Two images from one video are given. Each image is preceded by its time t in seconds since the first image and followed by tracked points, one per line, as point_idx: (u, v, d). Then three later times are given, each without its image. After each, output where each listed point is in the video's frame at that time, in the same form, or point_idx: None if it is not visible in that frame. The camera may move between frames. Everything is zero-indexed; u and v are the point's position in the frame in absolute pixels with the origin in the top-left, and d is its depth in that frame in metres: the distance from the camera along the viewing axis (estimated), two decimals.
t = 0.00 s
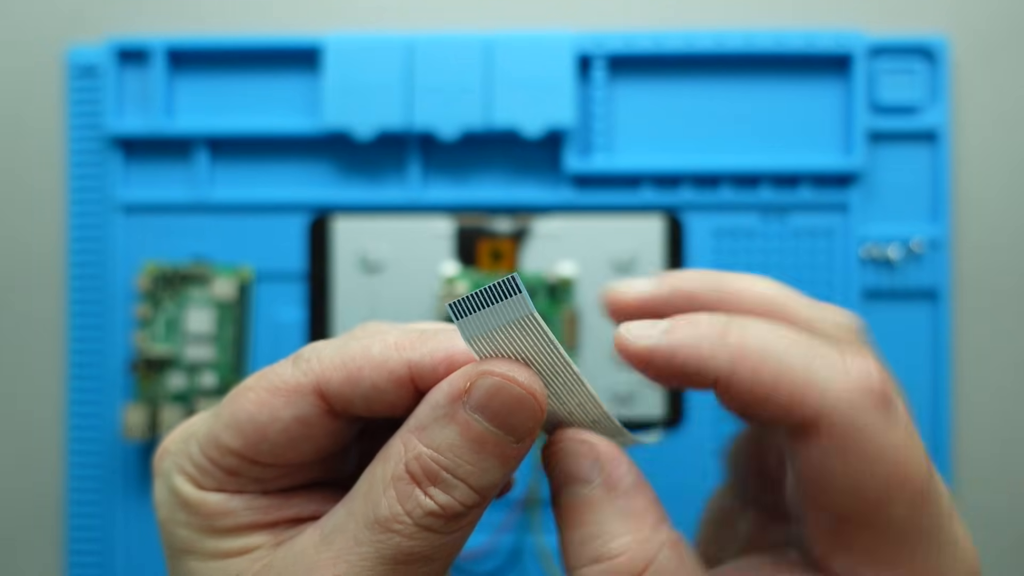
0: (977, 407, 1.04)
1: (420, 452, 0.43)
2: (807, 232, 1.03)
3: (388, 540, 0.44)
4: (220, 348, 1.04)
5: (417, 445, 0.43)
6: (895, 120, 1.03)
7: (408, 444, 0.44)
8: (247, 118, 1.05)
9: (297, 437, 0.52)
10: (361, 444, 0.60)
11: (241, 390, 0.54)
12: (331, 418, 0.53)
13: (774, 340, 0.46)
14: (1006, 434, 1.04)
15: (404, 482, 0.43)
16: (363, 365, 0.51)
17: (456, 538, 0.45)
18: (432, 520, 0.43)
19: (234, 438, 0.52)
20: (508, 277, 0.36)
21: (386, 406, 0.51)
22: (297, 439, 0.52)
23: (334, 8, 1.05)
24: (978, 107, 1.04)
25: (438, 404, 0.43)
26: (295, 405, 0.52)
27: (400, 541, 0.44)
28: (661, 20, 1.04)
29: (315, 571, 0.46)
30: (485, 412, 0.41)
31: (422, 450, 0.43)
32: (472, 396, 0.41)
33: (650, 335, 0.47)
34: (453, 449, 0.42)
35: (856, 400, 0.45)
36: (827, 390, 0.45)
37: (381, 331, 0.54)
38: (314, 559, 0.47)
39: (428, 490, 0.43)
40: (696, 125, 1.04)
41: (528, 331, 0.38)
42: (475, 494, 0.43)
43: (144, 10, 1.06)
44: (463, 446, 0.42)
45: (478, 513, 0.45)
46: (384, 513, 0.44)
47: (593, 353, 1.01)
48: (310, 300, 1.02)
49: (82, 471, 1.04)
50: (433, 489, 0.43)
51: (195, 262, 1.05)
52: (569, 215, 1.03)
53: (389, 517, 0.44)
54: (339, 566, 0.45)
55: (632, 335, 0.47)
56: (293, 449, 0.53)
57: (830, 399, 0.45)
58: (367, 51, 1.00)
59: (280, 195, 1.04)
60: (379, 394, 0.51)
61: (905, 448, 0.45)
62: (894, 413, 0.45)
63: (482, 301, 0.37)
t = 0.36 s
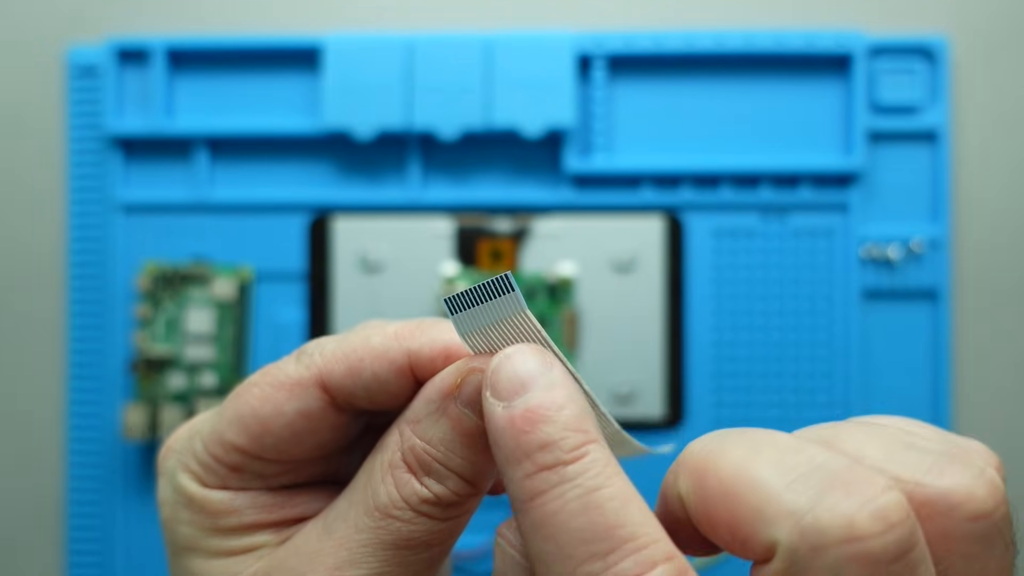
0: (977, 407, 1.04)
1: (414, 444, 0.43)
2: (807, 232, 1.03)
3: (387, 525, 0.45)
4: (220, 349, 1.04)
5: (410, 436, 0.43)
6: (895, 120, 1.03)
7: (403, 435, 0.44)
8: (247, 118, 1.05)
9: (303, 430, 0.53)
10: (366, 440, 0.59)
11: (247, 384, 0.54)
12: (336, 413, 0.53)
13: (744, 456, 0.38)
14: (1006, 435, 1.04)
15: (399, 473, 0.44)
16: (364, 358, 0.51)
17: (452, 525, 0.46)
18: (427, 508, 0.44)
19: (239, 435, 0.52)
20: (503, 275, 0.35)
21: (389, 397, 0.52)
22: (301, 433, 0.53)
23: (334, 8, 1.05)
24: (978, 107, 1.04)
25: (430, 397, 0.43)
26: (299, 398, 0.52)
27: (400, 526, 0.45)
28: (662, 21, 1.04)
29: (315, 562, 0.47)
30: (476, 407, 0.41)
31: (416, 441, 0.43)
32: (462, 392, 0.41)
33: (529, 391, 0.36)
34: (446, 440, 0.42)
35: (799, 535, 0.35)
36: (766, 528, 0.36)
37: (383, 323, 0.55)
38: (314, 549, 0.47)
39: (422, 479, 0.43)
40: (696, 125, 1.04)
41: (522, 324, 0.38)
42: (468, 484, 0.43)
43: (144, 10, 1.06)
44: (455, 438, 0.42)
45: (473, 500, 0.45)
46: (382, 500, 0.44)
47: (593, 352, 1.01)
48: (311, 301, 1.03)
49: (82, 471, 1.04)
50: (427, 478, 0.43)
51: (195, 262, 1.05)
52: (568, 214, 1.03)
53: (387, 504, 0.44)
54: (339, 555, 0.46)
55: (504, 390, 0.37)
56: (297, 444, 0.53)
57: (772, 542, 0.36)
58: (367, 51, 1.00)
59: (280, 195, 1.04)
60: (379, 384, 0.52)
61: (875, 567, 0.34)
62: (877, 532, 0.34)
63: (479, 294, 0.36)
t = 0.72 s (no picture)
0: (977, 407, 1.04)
1: (415, 444, 0.43)
2: (808, 232, 1.03)
3: (388, 525, 0.44)
4: (220, 349, 1.04)
5: (412, 436, 0.43)
6: (895, 121, 1.03)
7: (405, 435, 0.44)
8: (247, 118, 1.05)
9: (304, 429, 0.52)
10: (365, 439, 0.58)
11: (246, 382, 0.54)
12: (337, 412, 0.53)
13: (748, 408, 0.38)
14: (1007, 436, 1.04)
15: (400, 472, 0.44)
16: (364, 357, 0.51)
17: (453, 525, 0.46)
18: (428, 507, 0.44)
19: (239, 433, 0.52)
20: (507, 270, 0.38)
21: (391, 397, 0.52)
22: (302, 432, 0.52)
23: (334, 8, 1.05)
24: (978, 106, 1.04)
25: (431, 398, 0.43)
26: (299, 397, 0.52)
27: (401, 526, 0.44)
28: (662, 21, 1.04)
29: (315, 561, 0.47)
30: (478, 407, 0.41)
31: (417, 441, 0.43)
32: (463, 392, 0.41)
33: (544, 346, 0.36)
34: (447, 440, 0.42)
35: (804, 476, 0.35)
36: (770, 471, 0.36)
37: (383, 323, 0.55)
38: (314, 548, 0.47)
39: (423, 478, 0.43)
40: (696, 125, 1.04)
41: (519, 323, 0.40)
42: (469, 485, 0.43)
43: (144, 10, 1.06)
44: (457, 438, 0.42)
45: (474, 500, 0.45)
46: (382, 500, 0.44)
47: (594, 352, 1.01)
48: (311, 301, 1.03)
49: (82, 471, 1.04)
50: (429, 478, 0.43)
51: (195, 262, 1.05)
52: (569, 214, 1.03)
53: (388, 504, 0.44)
54: (340, 555, 0.46)
55: (520, 345, 0.36)
56: (298, 443, 0.53)
57: (777, 483, 0.35)
58: (366, 51, 1.00)
59: (279, 195, 1.04)
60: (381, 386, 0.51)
61: (879, 505, 0.34)
62: (880, 467, 0.34)
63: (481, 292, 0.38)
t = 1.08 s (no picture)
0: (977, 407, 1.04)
1: (413, 431, 0.43)
2: (808, 232, 1.03)
3: (387, 509, 0.44)
4: (219, 348, 1.04)
5: (410, 423, 0.44)
6: (895, 121, 1.03)
7: (402, 422, 0.44)
8: (247, 117, 1.05)
9: (302, 417, 0.52)
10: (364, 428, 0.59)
11: (246, 371, 0.54)
12: (335, 399, 0.53)
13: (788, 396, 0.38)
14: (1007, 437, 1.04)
15: (399, 459, 0.44)
16: (362, 344, 0.51)
17: (451, 513, 0.45)
18: (426, 493, 0.43)
19: (238, 422, 0.52)
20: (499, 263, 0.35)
21: (389, 382, 0.52)
22: (301, 420, 0.52)
23: (334, 8, 1.05)
24: (978, 106, 1.04)
25: (428, 386, 0.43)
26: (297, 384, 0.52)
27: (400, 510, 0.44)
28: (662, 21, 1.04)
29: (315, 547, 0.46)
30: (473, 394, 0.41)
31: (415, 428, 0.43)
32: (460, 378, 0.41)
33: (609, 337, 0.35)
34: (444, 425, 0.42)
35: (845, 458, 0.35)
36: (837, 434, 0.37)
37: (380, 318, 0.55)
38: (314, 534, 0.46)
39: (421, 464, 0.43)
40: (696, 125, 1.04)
41: (523, 316, 0.37)
42: (467, 470, 0.43)
43: (144, 10, 1.06)
44: (453, 424, 0.42)
45: (472, 488, 0.45)
46: (380, 484, 0.44)
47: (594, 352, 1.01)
48: (311, 300, 1.02)
49: (82, 471, 1.04)
50: (427, 464, 0.43)
51: (195, 263, 1.05)
52: (569, 215, 1.03)
53: (386, 488, 0.44)
54: (340, 539, 0.45)
55: (582, 329, 0.35)
56: (297, 431, 0.53)
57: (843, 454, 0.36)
58: (366, 51, 1.00)
59: (279, 196, 1.04)
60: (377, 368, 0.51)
61: (943, 461, 0.36)
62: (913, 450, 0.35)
63: (477, 284, 0.36)
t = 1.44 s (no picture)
0: (977, 407, 1.04)
1: (441, 451, 0.40)
2: (808, 232, 1.03)
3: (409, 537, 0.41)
4: (219, 348, 1.04)
5: (438, 441, 0.40)
6: (895, 120, 1.02)
7: (426, 443, 0.40)
8: (247, 117, 1.05)
9: (302, 424, 0.44)
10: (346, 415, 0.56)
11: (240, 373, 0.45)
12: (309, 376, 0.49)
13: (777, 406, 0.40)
14: (1006, 437, 1.04)
15: (426, 480, 0.40)
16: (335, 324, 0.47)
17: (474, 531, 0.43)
18: (454, 513, 0.41)
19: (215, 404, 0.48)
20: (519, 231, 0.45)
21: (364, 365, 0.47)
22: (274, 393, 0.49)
23: (334, 7, 1.05)
24: (978, 106, 1.04)
25: (459, 398, 0.40)
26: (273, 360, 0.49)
27: (422, 538, 0.41)
28: (662, 22, 1.04)
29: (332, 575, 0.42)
30: (509, 407, 0.39)
31: (444, 447, 0.40)
32: (496, 391, 0.39)
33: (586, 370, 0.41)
34: (478, 443, 0.39)
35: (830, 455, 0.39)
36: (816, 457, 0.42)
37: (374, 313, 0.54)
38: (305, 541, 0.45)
39: (449, 487, 0.40)
40: (696, 125, 1.04)
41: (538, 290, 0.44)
42: (498, 488, 0.41)
43: (144, 10, 1.06)
44: (489, 441, 0.39)
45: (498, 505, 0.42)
46: (403, 513, 0.41)
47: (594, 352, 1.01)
48: (311, 300, 1.02)
49: (82, 471, 1.04)
50: (457, 485, 0.40)
51: (194, 263, 1.05)
52: (569, 215, 1.03)
53: (409, 516, 0.41)
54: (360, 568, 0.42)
55: (574, 367, 0.41)
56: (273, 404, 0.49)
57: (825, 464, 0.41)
58: (367, 51, 1.00)
59: (279, 196, 1.04)
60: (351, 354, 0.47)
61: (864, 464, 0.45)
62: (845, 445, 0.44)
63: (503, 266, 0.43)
